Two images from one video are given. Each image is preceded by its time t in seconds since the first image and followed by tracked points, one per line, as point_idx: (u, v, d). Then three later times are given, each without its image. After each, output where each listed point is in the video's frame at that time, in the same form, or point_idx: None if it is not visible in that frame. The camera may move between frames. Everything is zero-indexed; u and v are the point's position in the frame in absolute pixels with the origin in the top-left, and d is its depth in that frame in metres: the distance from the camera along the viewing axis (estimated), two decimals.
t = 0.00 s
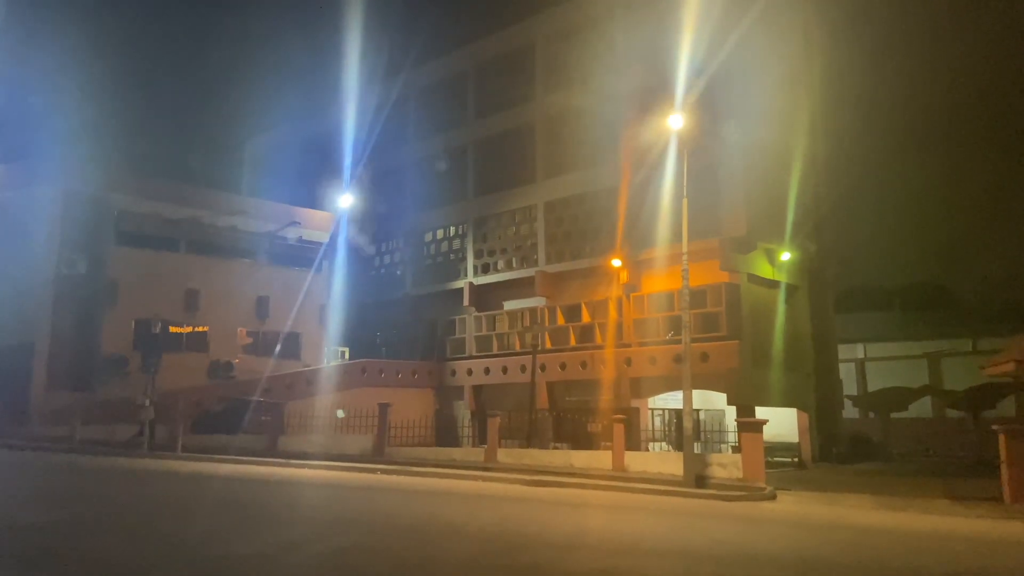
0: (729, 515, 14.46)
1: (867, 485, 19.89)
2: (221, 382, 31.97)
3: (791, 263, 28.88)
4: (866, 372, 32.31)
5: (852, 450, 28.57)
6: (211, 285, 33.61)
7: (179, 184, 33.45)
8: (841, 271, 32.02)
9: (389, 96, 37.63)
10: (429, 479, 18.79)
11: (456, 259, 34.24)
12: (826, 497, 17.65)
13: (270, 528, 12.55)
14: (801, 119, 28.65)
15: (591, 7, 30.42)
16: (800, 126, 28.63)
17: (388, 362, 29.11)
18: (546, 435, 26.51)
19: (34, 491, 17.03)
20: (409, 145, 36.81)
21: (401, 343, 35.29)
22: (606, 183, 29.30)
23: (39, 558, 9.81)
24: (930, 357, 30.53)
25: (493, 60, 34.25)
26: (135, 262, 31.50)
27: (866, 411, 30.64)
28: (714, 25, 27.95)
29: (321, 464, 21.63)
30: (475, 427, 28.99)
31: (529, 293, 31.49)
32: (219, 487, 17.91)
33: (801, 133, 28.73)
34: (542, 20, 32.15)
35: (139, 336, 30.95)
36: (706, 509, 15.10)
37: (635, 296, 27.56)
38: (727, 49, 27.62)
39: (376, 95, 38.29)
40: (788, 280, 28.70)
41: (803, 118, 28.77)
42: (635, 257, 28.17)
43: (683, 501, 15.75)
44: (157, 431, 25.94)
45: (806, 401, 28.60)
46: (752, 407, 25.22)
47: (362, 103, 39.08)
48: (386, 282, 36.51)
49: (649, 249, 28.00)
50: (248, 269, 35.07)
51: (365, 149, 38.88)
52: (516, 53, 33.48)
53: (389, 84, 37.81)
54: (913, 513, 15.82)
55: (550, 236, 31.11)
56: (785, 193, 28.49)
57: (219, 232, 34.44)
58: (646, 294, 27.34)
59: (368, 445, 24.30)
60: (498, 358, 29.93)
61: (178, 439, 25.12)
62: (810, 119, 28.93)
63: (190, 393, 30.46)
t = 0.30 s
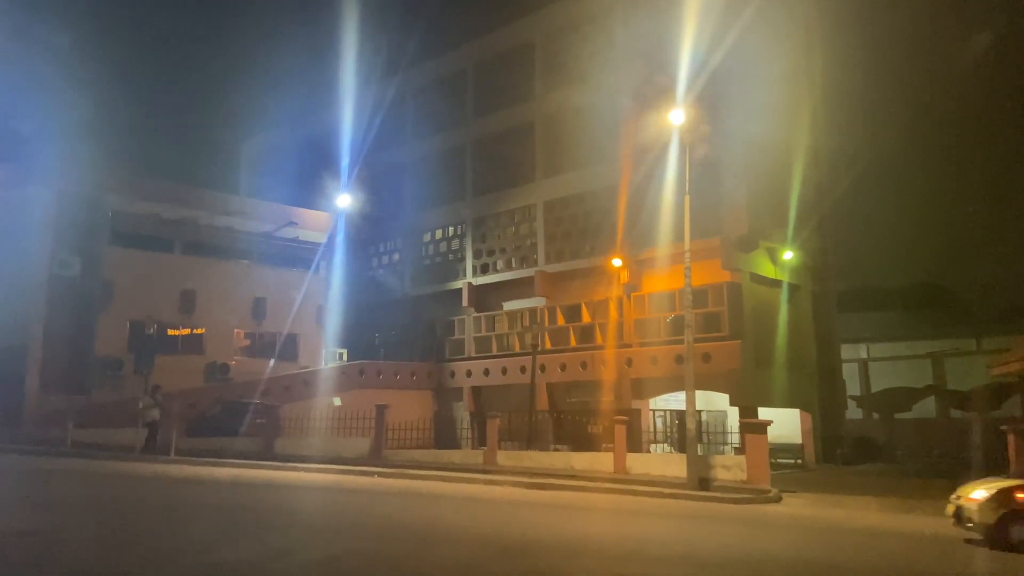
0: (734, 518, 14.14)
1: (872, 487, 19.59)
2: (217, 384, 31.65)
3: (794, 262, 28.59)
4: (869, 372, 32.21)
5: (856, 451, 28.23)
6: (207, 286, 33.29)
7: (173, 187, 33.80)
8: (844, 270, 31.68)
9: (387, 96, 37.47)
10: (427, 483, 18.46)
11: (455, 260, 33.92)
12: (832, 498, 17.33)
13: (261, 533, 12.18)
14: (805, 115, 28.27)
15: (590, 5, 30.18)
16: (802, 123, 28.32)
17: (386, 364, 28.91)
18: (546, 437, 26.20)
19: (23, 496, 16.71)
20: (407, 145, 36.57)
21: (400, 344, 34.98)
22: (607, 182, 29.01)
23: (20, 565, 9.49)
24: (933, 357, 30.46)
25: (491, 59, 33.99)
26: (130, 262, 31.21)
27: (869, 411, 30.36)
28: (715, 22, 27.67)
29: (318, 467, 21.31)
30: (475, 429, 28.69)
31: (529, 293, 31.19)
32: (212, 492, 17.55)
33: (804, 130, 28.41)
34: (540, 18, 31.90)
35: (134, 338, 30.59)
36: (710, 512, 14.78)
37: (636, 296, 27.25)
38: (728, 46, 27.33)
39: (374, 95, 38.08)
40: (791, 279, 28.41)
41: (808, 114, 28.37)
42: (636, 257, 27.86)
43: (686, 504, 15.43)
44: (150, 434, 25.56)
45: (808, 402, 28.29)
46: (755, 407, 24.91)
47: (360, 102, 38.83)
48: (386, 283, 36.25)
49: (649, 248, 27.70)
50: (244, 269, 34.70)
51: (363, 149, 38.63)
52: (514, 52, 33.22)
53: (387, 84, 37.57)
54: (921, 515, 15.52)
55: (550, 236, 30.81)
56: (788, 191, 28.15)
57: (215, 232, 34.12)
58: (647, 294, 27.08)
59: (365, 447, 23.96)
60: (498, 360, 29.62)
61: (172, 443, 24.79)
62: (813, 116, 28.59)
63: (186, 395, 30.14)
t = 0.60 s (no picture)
0: (737, 520, 13.83)
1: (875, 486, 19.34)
2: (213, 385, 31.34)
3: (795, 259, 28.29)
4: (872, 371, 31.67)
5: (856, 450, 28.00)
6: (202, 286, 32.99)
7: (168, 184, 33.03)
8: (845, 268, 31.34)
9: (384, 94, 37.20)
10: (425, 483, 18.19)
11: (452, 259, 33.65)
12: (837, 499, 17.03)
13: (251, 537, 11.88)
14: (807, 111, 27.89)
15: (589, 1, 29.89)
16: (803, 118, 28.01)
17: (384, 364, 28.66)
18: (545, 437, 25.82)
19: (11, 499, 16.40)
20: (404, 143, 36.28)
21: (398, 344, 34.68)
22: (606, 180, 28.71)
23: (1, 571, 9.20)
24: (936, 354, 30.09)
25: (488, 56, 33.71)
26: (123, 262, 30.99)
27: (870, 410, 30.07)
28: (716, 14, 27.33)
29: (314, 469, 21.02)
30: (473, 430, 28.33)
31: (526, 292, 30.88)
32: (204, 494, 17.25)
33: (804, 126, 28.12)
34: (538, 15, 31.61)
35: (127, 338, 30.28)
36: (712, 513, 14.51)
37: (635, 294, 27.01)
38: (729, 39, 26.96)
39: (371, 93, 37.79)
40: (791, 277, 28.14)
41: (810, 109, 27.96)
42: (636, 255, 27.53)
43: (688, 505, 15.12)
44: (143, 435, 25.22)
45: (810, 401, 28.02)
46: (755, 406, 24.62)
47: (357, 100, 38.56)
48: (382, 282, 35.94)
49: (649, 246, 27.39)
50: (239, 269, 34.37)
51: (359, 147, 38.30)
52: (511, 49, 32.96)
53: (384, 81, 37.29)
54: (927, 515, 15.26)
55: (548, 234, 30.51)
56: (788, 187, 27.84)
57: (210, 232, 33.84)
58: (647, 292, 26.80)
59: (361, 448, 23.67)
60: (496, 359, 29.32)
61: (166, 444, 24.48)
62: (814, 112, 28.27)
63: (180, 396, 29.81)
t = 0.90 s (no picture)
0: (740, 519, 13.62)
1: (877, 484, 19.21)
2: (209, 384, 31.10)
3: (794, 256, 28.14)
4: (872, 367, 31.91)
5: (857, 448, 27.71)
6: (198, 285, 32.76)
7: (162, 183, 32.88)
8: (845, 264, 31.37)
9: (381, 91, 37.06)
10: (423, 483, 17.96)
11: (450, 257, 33.52)
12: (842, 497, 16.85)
13: (244, 538, 11.64)
14: (804, 107, 27.87)
15: None
16: (803, 111, 27.83)
17: (384, 364, 28.49)
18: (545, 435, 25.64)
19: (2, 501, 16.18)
20: (401, 140, 36.14)
21: (396, 343, 34.54)
22: (604, 176, 28.53)
23: None
24: (936, 350, 30.10)
25: (486, 53, 33.51)
26: (121, 261, 30.61)
27: (870, 407, 29.91)
28: (715, 6, 27.14)
29: (311, 469, 20.83)
30: (473, 429, 28.43)
31: (525, 291, 30.74)
32: (199, 495, 17.04)
33: (803, 123, 27.97)
34: (534, 11, 31.44)
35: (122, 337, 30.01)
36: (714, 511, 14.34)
37: (635, 291, 26.75)
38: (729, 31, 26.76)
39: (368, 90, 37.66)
40: (790, 273, 27.96)
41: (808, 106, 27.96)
42: (636, 252, 27.41)
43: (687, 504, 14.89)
44: (138, 436, 24.96)
45: (810, 398, 27.87)
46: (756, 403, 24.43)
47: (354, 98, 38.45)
48: (379, 281, 35.76)
49: (648, 242, 27.23)
50: (235, 268, 34.15)
51: (356, 144, 38.09)
52: (509, 46, 32.75)
53: (380, 79, 37.14)
54: (929, 513, 15.13)
55: (547, 232, 30.33)
56: (787, 184, 27.66)
57: (204, 231, 33.67)
58: (646, 289, 26.54)
59: (358, 448, 23.48)
60: (495, 357, 29.05)
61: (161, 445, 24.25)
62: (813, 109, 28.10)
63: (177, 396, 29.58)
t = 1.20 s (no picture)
0: (743, 517, 13.45)
1: (880, 480, 19.05)
2: (205, 384, 30.90)
3: (794, 251, 27.97)
4: (873, 362, 31.46)
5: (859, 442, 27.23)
6: (194, 284, 32.55)
7: (156, 181, 32.47)
8: (844, 259, 31.06)
9: (377, 89, 36.97)
10: (423, 483, 17.75)
11: (448, 255, 33.37)
12: (842, 493, 16.75)
13: (239, 540, 11.44)
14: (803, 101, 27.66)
15: None
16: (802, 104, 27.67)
17: (382, 363, 28.33)
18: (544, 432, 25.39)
19: None
20: (397, 138, 36.04)
21: (394, 342, 34.37)
22: (602, 172, 28.34)
23: None
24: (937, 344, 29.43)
25: (482, 48, 33.31)
26: (114, 262, 30.53)
27: (872, 403, 29.64)
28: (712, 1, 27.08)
29: (309, 469, 20.66)
30: (472, 427, 28.30)
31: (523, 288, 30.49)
32: (194, 496, 16.87)
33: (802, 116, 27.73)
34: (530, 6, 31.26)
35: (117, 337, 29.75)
36: (717, 509, 14.17)
37: (634, 287, 26.64)
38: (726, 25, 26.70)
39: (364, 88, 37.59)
40: (791, 269, 27.77)
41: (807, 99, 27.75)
42: (634, 248, 27.13)
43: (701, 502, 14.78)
44: (134, 437, 24.79)
45: (811, 393, 27.70)
46: (756, 400, 24.28)
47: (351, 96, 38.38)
48: (377, 279, 35.73)
49: (648, 238, 27.02)
50: (231, 268, 33.96)
51: (353, 141, 38.01)
52: (505, 41, 32.54)
53: (376, 76, 37.03)
54: (932, 509, 14.96)
55: (545, 229, 30.17)
56: (787, 178, 27.43)
57: (200, 229, 33.40)
58: (645, 286, 26.49)
59: (357, 447, 23.34)
60: (493, 355, 28.93)
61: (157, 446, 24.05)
62: (810, 102, 27.95)
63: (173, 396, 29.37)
